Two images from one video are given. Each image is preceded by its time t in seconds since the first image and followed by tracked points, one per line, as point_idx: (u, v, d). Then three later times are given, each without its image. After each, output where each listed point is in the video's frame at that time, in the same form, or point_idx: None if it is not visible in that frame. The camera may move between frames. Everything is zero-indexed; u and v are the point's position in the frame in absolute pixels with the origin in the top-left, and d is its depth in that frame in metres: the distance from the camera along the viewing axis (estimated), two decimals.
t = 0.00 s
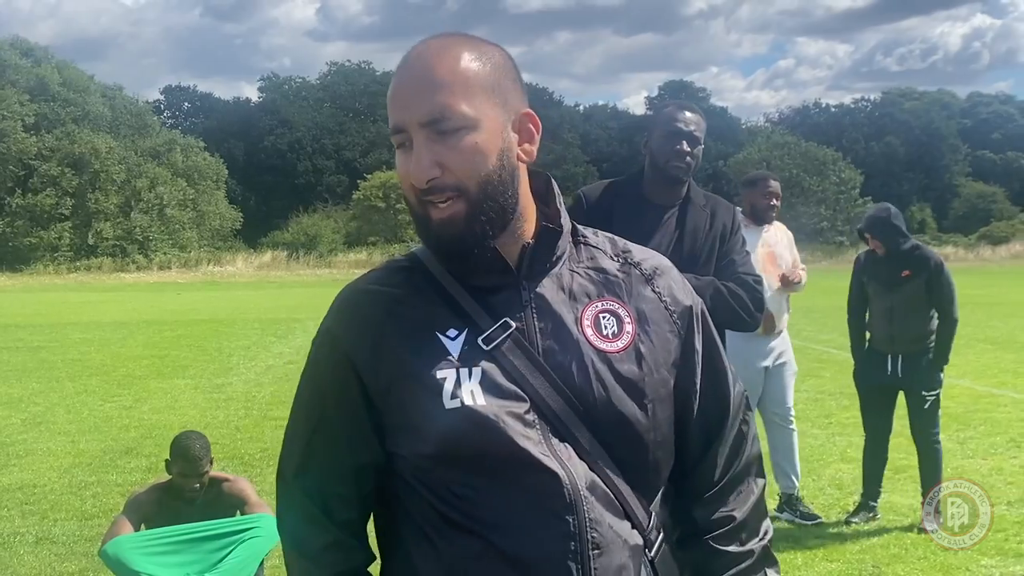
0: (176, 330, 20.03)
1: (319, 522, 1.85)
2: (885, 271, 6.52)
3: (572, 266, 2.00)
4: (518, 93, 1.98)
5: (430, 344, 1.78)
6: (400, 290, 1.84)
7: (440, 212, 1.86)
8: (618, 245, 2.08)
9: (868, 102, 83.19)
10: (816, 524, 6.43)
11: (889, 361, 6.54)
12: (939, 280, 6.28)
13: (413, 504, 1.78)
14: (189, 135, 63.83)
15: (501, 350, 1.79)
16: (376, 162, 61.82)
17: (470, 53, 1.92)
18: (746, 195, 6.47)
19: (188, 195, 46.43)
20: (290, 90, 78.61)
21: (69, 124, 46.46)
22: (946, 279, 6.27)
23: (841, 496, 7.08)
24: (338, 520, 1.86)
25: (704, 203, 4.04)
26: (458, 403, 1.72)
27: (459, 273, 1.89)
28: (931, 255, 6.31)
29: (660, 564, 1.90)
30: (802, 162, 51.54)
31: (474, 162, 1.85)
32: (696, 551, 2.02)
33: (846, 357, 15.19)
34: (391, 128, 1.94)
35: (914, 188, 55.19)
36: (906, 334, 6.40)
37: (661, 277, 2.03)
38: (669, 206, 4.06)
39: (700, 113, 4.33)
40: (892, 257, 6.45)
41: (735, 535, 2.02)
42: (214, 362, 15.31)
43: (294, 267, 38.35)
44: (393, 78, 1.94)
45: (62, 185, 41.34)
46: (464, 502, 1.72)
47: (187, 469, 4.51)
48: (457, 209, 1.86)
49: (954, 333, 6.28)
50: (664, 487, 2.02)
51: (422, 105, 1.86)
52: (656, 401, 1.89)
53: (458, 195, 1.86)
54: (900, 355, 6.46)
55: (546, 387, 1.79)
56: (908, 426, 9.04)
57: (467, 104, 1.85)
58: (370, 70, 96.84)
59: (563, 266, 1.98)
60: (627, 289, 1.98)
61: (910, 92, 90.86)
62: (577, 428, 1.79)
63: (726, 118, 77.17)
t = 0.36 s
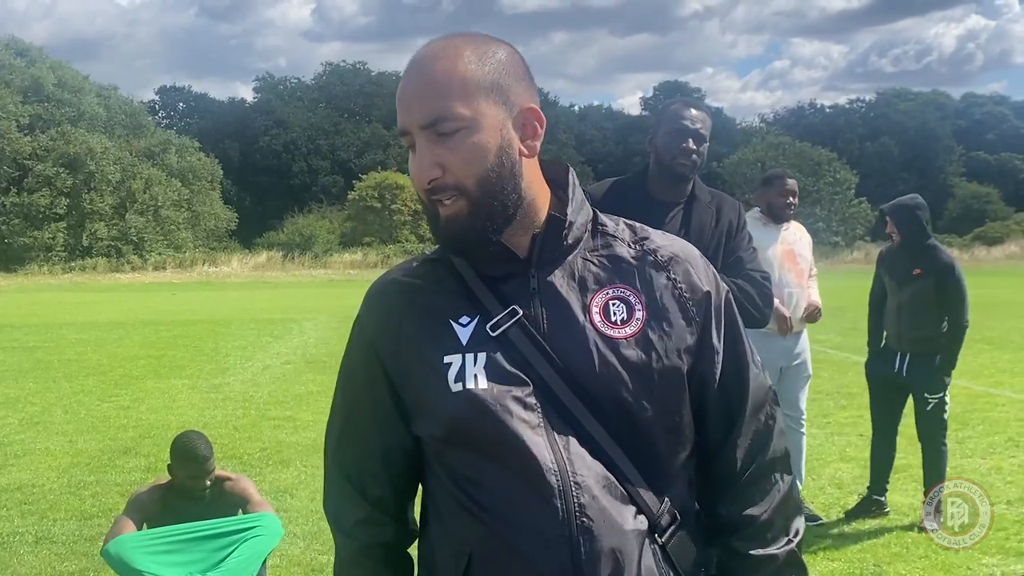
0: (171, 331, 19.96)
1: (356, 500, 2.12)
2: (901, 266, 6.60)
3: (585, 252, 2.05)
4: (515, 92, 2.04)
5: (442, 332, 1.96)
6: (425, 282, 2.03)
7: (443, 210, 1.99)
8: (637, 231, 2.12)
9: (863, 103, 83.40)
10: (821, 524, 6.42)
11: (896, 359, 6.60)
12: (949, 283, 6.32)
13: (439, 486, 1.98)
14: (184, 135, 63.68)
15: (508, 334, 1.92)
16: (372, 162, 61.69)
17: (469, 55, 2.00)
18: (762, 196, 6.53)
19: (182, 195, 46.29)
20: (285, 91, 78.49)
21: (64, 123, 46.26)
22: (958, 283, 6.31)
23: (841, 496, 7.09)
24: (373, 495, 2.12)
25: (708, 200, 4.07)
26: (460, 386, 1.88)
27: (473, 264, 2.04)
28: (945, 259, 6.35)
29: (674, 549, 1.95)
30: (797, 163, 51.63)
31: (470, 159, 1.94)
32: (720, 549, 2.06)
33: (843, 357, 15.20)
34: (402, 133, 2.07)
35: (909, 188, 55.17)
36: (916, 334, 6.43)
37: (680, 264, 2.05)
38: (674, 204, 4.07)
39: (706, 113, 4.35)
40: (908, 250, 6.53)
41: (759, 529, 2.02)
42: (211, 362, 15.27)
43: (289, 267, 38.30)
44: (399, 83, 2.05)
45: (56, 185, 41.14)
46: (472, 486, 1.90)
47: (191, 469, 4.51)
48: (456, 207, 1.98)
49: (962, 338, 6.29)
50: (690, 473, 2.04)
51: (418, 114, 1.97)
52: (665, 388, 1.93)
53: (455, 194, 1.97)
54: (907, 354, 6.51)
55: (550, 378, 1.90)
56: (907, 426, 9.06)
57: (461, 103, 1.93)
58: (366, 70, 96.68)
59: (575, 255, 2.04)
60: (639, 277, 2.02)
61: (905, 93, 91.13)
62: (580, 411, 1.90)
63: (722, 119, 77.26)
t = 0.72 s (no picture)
0: (167, 331, 19.95)
1: (416, 462, 2.18)
2: (894, 261, 6.63)
3: (656, 254, 2.11)
4: (620, 96, 2.09)
5: (512, 315, 2.02)
6: (497, 263, 2.10)
7: (543, 197, 2.05)
8: (706, 237, 2.16)
9: (859, 104, 83.63)
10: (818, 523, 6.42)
11: (885, 358, 6.61)
12: (941, 279, 6.34)
13: (492, 466, 2.04)
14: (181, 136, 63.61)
15: (573, 323, 1.99)
16: (368, 162, 61.63)
17: (582, 52, 2.05)
18: (773, 196, 6.54)
19: (178, 195, 46.19)
20: (282, 92, 78.53)
21: (61, 124, 46.09)
22: (950, 279, 6.34)
23: (838, 496, 7.10)
24: (430, 459, 2.18)
25: (706, 198, 4.08)
26: (524, 371, 1.95)
27: (546, 249, 2.10)
28: (937, 255, 6.39)
29: (709, 544, 2.03)
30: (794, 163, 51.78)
31: (575, 155, 2.01)
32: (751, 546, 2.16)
33: (839, 357, 15.21)
34: (505, 116, 2.11)
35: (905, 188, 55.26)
36: (903, 331, 6.46)
37: (746, 277, 2.10)
38: (672, 204, 4.07)
39: (703, 111, 4.34)
40: (903, 245, 6.54)
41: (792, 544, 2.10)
42: (208, 362, 15.25)
43: (286, 267, 38.32)
44: (510, 67, 2.10)
45: (54, 185, 41.00)
46: (525, 472, 1.96)
47: (189, 470, 4.50)
48: (555, 198, 2.04)
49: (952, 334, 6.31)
50: (730, 473, 2.13)
51: (534, 101, 2.02)
52: (718, 395, 1.99)
53: (559, 187, 2.03)
54: (896, 353, 6.52)
55: (613, 374, 1.96)
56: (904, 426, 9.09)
57: (579, 98, 2.00)
58: (363, 69, 96.50)
59: (645, 255, 2.09)
60: (707, 287, 2.07)
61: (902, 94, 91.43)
62: (637, 412, 1.96)
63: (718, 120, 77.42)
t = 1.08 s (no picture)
0: (164, 332, 19.96)
1: (419, 452, 2.09)
2: (884, 260, 6.65)
3: (664, 252, 2.11)
4: (661, 93, 2.12)
5: (527, 309, 1.96)
6: (508, 254, 2.04)
7: (603, 185, 2.01)
8: (706, 238, 2.18)
9: (857, 104, 83.78)
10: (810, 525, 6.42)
11: (873, 359, 6.63)
12: (930, 278, 6.38)
13: (498, 458, 1.97)
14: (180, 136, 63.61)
15: (589, 316, 1.95)
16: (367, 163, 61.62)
17: (633, 48, 2.08)
18: (772, 197, 6.53)
19: (177, 197, 46.15)
20: (280, 93, 78.59)
21: (59, 125, 46.01)
22: (938, 278, 6.38)
23: (831, 496, 7.10)
24: (435, 450, 2.08)
25: (698, 198, 4.08)
26: (544, 364, 1.90)
27: (561, 245, 2.05)
28: (927, 254, 6.42)
29: (714, 531, 2.04)
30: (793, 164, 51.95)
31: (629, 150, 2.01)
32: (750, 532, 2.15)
33: (835, 357, 15.21)
34: (556, 100, 2.06)
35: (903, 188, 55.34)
36: (893, 329, 6.45)
37: (746, 275, 2.13)
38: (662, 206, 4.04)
39: (695, 115, 4.34)
40: (893, 245, 6.55)
41: (785, 527, 2.13)
42: (205, 363, 15.26)
43: (285, 268, 38.39)
44: (563, 53, 2.08)
45: (52, 187, 40.97)
46: (540, 464, 1.90)
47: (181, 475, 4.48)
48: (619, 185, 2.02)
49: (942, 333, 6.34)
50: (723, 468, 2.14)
51: (606, 90, 2.01)
52: (727, 388, 2.01)
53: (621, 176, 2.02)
54: (885, 353, 6.53)
55: (630, 368, 1.94)
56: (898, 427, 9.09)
57: (645, 91, 2.03)
58: (361, 70, 96.61)
59: (656, 253, 2.09)
60: (714, 285, 2.08)
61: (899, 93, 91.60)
62: (656, 410, 1.94)
63: (716, 120, 77.53)
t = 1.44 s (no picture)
0: (166, 332, 19.99)
1: (387, 457, 2.11)
2: (879, 259, 6.62)
3: (627, 253, 2.17)
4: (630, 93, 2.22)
5: (493, 311, 2.00)
6: (472, 258, 2.08)
7: (586, 173, 2.08)
8: (668, 240, 2.25)
9: (858, 103, 83.71)
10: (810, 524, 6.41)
11: (870, 358, 6.62)
12: (926, 277, 6.37)
13: (465, 463, 2.02)
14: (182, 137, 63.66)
15: (554, 320, 2.00)
16: (368, 163, 61.59)
17: (609, 48, 2.16)
18: (764, 195, 6.51)
19: (179, 197, 46.07)
20: (282, 93, 78.63)
21: (61, 126, 46.03)
22: (934, 278, 6.37)
23: (830, 495, 7.10)
24: (402, 454, 2.11)
25: (692, 200, 4.06)
26: (511, 367, 1.94)
27: (527, 247, 2.10)
28: (923, 253, 6.41)
29: (677, 530, 2.07)
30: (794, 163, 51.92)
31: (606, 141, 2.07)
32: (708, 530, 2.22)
33: (836, 356, 15.18)
34: (536, 89, 2.12)
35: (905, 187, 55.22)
36: (890, 328, 6.44)
37: (707, 275, 2.20)
38: (657, 208, 4.02)
39: (689, 113, 4.30)
40: (888, 244, 6.53)
41: (745, 522, 2.19)
42: (206, 364, 15.28)
43: (286, 269, 38.35)
44: (542, 48, 2.15)
45: (54, 187, 41.01)
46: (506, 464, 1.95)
47: (175, 477, 4.48)
48: (600, 176, 2.09)
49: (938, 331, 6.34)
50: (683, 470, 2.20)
51: (591, 79, 2.08)
52: (690, 385, 2.07)
53: (601, 167, 2.09)
54: (883, 352, 6.53)
55: (595, 371, 1.99)
56: (897, 426, 9.07)
57: (622, 88, 2.11)
58: (363, 70, 96.68)
59: (621, 255, 2.14)
60: (678, 286, 2.14)
61: (901, 92, 91.48)
62: (620, 410, 2.00)
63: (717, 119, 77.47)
